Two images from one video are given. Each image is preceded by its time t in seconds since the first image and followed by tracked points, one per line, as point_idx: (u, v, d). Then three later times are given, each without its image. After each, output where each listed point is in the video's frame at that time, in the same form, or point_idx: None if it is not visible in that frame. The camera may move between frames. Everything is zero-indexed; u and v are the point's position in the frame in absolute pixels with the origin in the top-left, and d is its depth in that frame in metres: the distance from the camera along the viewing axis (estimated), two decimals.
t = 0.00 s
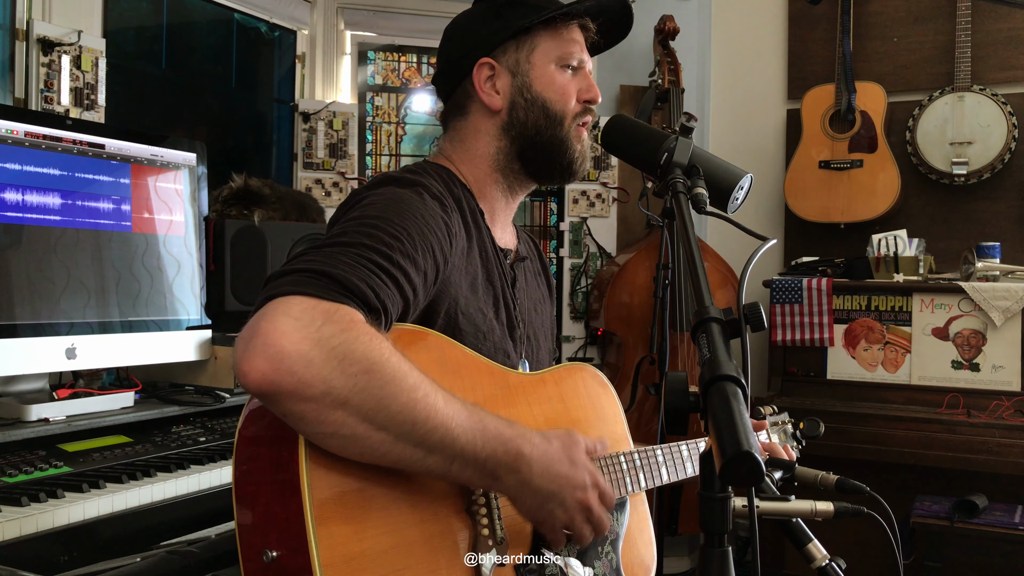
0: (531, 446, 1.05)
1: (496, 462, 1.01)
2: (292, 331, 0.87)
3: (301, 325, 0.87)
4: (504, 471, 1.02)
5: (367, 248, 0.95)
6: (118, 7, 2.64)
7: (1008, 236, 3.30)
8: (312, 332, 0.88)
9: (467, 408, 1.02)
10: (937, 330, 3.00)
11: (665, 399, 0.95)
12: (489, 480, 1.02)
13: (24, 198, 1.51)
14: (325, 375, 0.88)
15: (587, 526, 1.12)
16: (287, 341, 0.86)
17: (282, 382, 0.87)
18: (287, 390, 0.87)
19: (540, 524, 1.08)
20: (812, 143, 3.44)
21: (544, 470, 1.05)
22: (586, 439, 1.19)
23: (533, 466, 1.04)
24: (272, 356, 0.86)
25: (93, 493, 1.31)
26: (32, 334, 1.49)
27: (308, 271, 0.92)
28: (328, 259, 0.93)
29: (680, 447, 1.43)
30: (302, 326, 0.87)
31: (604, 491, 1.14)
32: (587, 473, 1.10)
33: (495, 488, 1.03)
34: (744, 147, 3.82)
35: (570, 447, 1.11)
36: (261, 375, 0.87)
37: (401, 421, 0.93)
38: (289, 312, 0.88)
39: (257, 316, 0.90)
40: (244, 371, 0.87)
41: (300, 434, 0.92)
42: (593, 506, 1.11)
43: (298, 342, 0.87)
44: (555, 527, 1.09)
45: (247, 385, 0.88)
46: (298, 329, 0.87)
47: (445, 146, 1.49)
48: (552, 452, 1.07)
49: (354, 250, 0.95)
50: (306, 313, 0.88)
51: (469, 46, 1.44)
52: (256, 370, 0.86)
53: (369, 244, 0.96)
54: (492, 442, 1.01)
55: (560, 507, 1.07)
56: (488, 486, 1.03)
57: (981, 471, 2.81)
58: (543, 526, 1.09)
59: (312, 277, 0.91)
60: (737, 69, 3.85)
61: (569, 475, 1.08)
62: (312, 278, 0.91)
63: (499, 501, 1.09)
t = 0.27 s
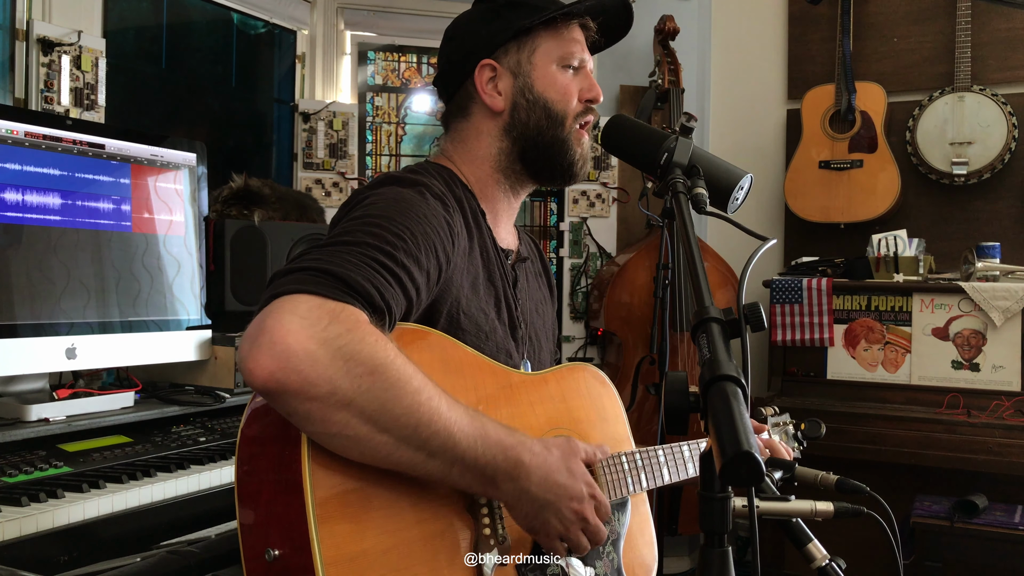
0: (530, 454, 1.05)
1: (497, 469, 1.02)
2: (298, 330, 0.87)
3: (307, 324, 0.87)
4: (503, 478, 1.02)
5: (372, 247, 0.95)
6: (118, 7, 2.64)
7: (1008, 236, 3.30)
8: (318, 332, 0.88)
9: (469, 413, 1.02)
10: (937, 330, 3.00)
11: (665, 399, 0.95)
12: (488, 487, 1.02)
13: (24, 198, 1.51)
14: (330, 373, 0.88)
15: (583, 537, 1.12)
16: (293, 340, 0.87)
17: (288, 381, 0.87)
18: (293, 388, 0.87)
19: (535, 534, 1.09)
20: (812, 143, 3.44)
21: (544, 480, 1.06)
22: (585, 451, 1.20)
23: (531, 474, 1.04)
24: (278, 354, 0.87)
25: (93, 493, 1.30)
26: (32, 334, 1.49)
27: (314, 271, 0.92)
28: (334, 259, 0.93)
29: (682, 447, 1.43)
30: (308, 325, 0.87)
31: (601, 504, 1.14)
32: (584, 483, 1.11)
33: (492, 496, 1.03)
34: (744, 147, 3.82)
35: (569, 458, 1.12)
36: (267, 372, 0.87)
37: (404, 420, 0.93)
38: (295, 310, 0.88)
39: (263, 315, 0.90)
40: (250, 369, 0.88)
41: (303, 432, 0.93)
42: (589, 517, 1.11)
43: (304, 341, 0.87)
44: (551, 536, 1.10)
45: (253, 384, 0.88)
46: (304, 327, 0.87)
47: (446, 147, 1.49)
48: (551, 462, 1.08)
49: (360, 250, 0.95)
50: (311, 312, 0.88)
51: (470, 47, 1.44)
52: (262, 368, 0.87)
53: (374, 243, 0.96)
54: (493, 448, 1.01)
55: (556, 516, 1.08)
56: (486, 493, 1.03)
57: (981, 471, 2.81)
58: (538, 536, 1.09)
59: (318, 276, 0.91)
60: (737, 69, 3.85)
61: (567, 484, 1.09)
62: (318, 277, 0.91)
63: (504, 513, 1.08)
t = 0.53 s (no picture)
0: (535, 428, 1.06)
1: (505, 445, 1.02)
2: (294, 328, 0.87)
3: (302, 322, 0.87)
4: (513, 455, 1.03)
5: (368, 245, 0.95)
6: (118, 6, 2.64)
7: (1009, 236, 3.30)
8: (314, 329, 0.88)
9: (472, 404, 1.02)
10: (937, 330, 3.00)
11: (665, 399, 0.95)
12: (498, 465, 1.02)
13: (24, 198, 1.51)
14: (329, 371, 0.88)
15: (597, 495, 1.14)
16: (289, 338, 0.86)
17: (286, 379, 0.87)
18: (292, 387, 0.87)
19: (551, 502, 1.10)
20: (812, 143, 3.44)
21: (552, 447, 1.06)
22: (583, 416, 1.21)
23: (539, 447, 1.05)
24: (275, 353, 0.86)
25: (93, 493, 1.31)
26: (32, 334, 1.49)
27: (309, 269, 0.92)
28: (329, 257, 0.93)
29: (683, 448, 1.43)
30: (304, 323, 0.87)
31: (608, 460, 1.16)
32: (592, 446, 1.12)
33: (504, 473, 1.04)
34: (744, 147, 3.82)
35: (571, 424, 1.13)
36: (265, 371, 0.87)
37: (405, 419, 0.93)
38: (291, 309, 0.88)
39: (260, 315, 0.90)
40: (248, 368, 0.88)
41: (304, 429, 0.93)
42: (600, 476, 1.13)
43: (300, 339, 0.87)
44: (566, 502, 1.11)
45: (251, 382, 0.88)
46: (301, 325, 0.87)
47: (448, 147, 1.49)
48: (555, 430, 1.08)
49: (355, 248, 0.95)
50: (307, 310, 0.88)
51: (474, 48, 1.44)
52: (260, 367, 0.87)
53: (370, 241, 0.96)
54: (497, 426, 1.01)
55: (569, 482, 1.09)
56: (495, 471, 1.03)
57: (981, 471, 2.81)
58: (554, 503, 1.11)
59: (314, 275, 0.91)
60: (737, 69, 3.85)
61: (574, 449, 1.10)
62: (314, 276, 0.91)
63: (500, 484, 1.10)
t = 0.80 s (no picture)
0: (533, 462, 1.04)
1: (499, 474, 1.01)
2: (302, 330, 0.87)
3: (311, 325, 0.88)
4: (507, 485, 1.01)
5: (376, 247, 0.95)
6: (118, 6, 2.64)
7: (1008, 236, 3.30)
8: (322, 333, 0.88)
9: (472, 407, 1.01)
10: (937, 330, 3.00)
11: (665, 399, 0.95)
12: (490, 493, 1.01)
13: (24, 198, 1.51)
14: (333, 374, 0.88)
15: (584, 547, 1.10)
16: (297, 340, 0.87)
17: (290, 380, 0.87)
18: (295, 388, 0.88)
19: (537, 542, 1.07)
20: (812, 143, 3.44)
21: (546, 488, 1.04)
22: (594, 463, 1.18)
23: (534, 483, 1.03)
24: (281, 355, 0.87)
25: (93, 493, 1.30)
26: (32, 334, 1.49)
27: (317, 271, 0.92)
28: (338, 259, 0.93)
29: (683, 448, 1.43)
30: (312, 326, 0.88)
31: (605, 516, 1.12)
32: (588, 494, 1.09)
33: (495, 503, 1.03)
34: (744, 147, 3.82)
35: (573, 467, 1.10)
36: (269, 372, 0.87)
37: (406, 421, 0.93)
38: (299, 311, 0.88)
39: (267, 315, 0.90)
40: (253, 369, 0.88)
41: (305, 431, 0.93)
42: (591, 528, 1.09)
43: (307, 342, 0.87)
44: (553, 545, 1.08)
45: (255, 383, 0.88)
46: (309, 328, 0.87)
47: (449, 147, 1.49)
48: (555, 471, 1.06)
49: (364, 250, 0.95)
50: (315, 313, 0.88)
51: (474, 48, 1.44)
52: (265, 368, 0.87)
53: (378, 244, 0.96)
54: (494, 455, 1.00)
55: (559, 526, 1.06)
56: (488, 499, 1.02)
57: (981, 471, 2.81)
58: (540, 543, 1.08)
59: (322, 276, 0.91)
60: (737, 68, 3.85)
61: (569, 495, 1.07)
62: (322, 278, 0.91)
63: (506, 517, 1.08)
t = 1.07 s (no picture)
0: (537, 433, 1.05)
1: (506, 450, 1.02)
2: (295, 330, 0.87)
3: (303, 324, 0.88)
4: (513, 459, 1.03)
5: (368, 246, 0.96)
6: (118, 7, 2.64)
7: (1008, 236, 3.30)
8: (314, 331, 0.88)
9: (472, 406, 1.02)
10: (937, 330, 3.00)
11: (665, 399, 0.95)
12: (497, 469, 1.02)
13: (24, 198, 1.51)
14: (329, 373, 0.88)
15: (596, 504, 1.13)
16: (289, 340, 0.87)
17: (287, 380, 0.87)
18: (292, 388, 0.87)
19: (551, 509, 1.09)
20: (812, 143, 3.44)
21: (552, 455, 1.06)
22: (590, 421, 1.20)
23: (540, 453, 1.04)
24: (275, 355, 0.86)
25: (93, 493, 1.31)
26: (32, 334, 1.49)
27: (310, 270, 0.92)
28: (330, 258, 0.93)
29: (682, 448, 1.43)
30: (305, 325, 0.88)
31: (611, 469, 1.14)
32: (593, 454, 1.11)
33: (504, 477, 1.04)
34: (744, 147, 3.82)
35: (574, 432, 1.11)
36: (265, 373, 0.87)
37: (405, 420, 0.93)
38: (291, 310, 0.88)
39: (260, 316, 0.90)
40: (247, 370, 0.87)
41: (305, 431, 0.93)
42: (601, 485, 1.12)
43: (301, 341, 0.87)
44: (566, 509, 1.10)
45: (250, 384, 0.88)
46: (301, 327, 0.87)
47: (447, 147, 1.49)
48: (558, 438, 1.08)
49: (356, 249, 0.95)
50: (307, 312, 0.88)
51: (474, 47, 1.44)
52: (260, 370, 0.86)
53: (370, 242, 0.96)
54: (498, 430, 1.01)
55: (569, 490, 1.08)
56: (496, 476, 1.03)
57: (981, 471, 2.81)
58: (553, 510, 1.10)
59: (314, 276, 0.91)
60: (737, 68, 3.85)
61: (575, 458, 1.09)
62: (314, 277, 0.91)
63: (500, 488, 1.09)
